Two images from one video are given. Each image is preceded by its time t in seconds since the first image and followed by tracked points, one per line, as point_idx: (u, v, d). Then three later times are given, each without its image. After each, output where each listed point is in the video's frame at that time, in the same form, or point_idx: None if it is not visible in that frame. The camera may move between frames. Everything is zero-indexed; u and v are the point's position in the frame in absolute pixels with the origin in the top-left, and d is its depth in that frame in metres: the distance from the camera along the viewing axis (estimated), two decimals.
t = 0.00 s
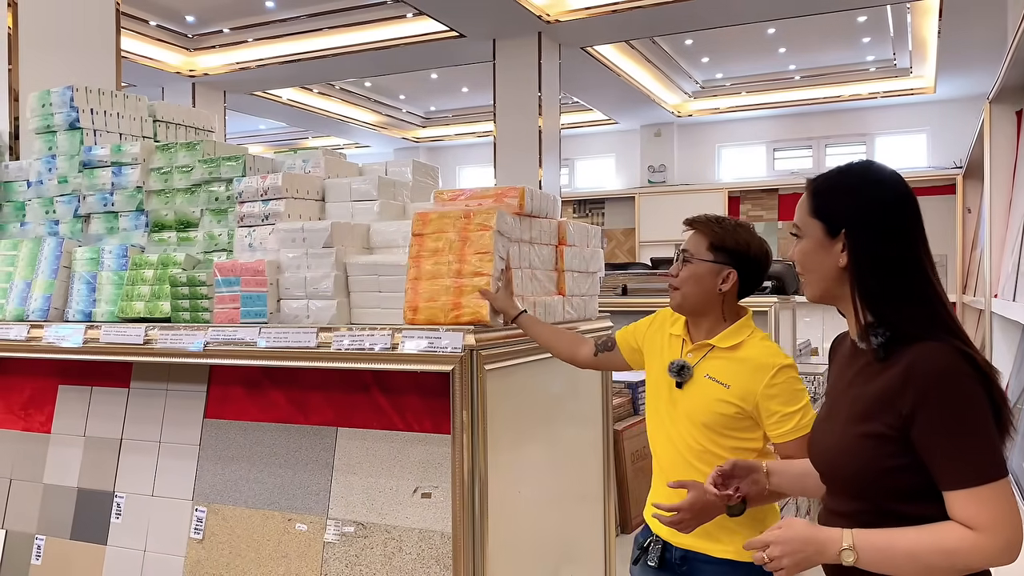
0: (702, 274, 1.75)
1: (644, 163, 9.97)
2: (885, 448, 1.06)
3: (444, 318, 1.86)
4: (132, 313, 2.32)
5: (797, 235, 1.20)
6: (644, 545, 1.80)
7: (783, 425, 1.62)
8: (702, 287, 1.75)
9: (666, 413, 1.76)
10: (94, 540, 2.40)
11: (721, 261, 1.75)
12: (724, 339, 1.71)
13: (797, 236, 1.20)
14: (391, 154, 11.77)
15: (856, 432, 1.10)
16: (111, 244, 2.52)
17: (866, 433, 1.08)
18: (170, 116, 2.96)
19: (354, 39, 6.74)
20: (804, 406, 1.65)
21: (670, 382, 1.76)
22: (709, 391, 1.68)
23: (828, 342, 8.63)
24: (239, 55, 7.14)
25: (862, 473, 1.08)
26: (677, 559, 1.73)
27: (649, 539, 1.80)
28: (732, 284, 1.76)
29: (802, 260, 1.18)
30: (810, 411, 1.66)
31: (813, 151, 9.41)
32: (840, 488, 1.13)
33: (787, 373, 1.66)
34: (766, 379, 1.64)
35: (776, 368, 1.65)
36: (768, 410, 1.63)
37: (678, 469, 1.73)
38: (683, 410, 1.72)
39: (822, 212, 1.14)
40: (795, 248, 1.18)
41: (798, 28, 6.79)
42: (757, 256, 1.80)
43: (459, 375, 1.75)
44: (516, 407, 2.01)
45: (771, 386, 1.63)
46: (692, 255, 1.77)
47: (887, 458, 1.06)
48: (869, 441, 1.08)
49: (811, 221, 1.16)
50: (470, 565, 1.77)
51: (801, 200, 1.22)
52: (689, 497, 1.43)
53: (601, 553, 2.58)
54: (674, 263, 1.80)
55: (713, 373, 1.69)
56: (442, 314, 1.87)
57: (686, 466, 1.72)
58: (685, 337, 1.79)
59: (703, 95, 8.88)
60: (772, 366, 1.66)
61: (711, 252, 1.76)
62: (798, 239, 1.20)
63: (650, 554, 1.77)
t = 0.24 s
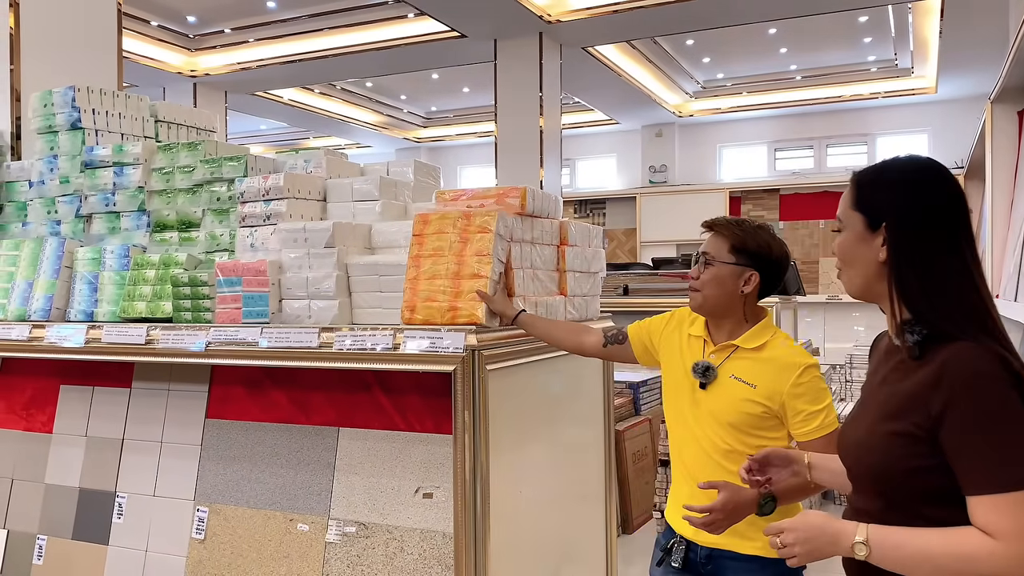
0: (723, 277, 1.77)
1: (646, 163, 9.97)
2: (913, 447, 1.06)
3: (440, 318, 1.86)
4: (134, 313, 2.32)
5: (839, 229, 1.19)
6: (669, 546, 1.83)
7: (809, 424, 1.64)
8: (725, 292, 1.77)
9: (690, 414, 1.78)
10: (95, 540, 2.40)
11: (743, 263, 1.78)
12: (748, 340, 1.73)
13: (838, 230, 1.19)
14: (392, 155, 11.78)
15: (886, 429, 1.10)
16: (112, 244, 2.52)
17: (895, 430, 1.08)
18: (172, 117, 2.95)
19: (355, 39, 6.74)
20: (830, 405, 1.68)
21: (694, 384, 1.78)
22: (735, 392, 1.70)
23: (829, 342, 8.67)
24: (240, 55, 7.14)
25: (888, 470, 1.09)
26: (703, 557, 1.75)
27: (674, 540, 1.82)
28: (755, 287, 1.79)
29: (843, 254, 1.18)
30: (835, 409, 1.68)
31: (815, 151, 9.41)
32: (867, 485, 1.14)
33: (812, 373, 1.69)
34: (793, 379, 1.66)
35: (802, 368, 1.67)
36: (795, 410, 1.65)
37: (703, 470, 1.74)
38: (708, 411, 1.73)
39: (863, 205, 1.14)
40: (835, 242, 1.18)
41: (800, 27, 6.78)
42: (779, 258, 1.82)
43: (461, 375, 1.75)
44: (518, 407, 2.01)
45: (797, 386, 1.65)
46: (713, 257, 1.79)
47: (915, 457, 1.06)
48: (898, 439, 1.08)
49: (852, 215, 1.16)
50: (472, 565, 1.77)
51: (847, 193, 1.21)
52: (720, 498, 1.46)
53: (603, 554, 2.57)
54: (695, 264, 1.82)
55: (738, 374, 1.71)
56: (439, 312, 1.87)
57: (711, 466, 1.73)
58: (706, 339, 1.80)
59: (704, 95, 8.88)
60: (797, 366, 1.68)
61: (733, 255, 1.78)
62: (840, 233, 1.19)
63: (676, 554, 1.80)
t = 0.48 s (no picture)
0: (769, 279, 1.81)
1: (646, 164, 9.97)
2: (972, 449, 1.04)
3: (441, 321, 1.86)
4: (134, 314, 2.32)
5: (887, 224, 1.16)
6: (683, 545, 1.83)
7: (832, 421, 1.67)
8: (766, 293, 1.80)
9: (709, 417, 1.78)
10: (95, 541, 2.40)
11: (783, 266, 1.83)
12: (771, 341, 1.74)
13: (887, 225, 1.16)
14: (393, 155, 11.78)
15: (940, 430, 1.07)
16: (112, 245, 2.52)
17: (952, 431, 1.06)
18: (172, 118, 2.95)
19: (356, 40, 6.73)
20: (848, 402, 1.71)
21: (713, 387, 1.78)
22: (758, 393, 1.71)
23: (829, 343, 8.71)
24: (241, 55, 7.14)
25: (943, 471, 1.06)
26: (721, 556, 1.75)
27: (689, 538, 1.82)
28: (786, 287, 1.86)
29: (892, 250, 1.15)
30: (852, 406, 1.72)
31: (815, 152, 9.42)
32: (915, 486, 1.11)
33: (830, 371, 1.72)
34: (814, 378, 1.69)
35: (822, 367, 1.70)
36: (817, 408, 1.68)
37: (725, 473, 1.74)
38: (730, 413, 1.74)
39: (916, 200, 1.11)
40: (885, 237, 1.15)
41: (801, 28, 6.77)
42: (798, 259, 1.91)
43: (461, 376, 1.75)
44: (518, 408, 2.01)
45: (819, 385, 1.68)
46: (759, 259, 1.81)
47: (972, 458, 1.04)
48: (954, 441, 1.05)
49: (902, 210, 1.13)
50: (472, 566, 1.77)
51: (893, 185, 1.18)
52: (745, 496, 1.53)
53: (604, 555, 2.57)
54: (736, 264, 1.81)
55: (759, 375, 1.72)
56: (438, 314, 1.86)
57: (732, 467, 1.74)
58: (724, 340, 1.80)
59: (704, 96, 8.88)
60: (817, 365, 1.70)
61: (774, 257, 1.82)
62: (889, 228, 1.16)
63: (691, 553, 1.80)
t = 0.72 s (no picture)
0: (774, 279, 1.88)
1: (644, 164, 9.97)
2: (1009, 449, 1.12)
3: (438, 322, 1.86)
4: (132, 315, 2.32)
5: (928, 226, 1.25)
6: (683, 542, 1.84)
7: (837, 412, 1.71)
8: (770, 291, 1.87)
9: (716, 411, 1.83)
10: (93, 542, 2.40)
11: (784, 267, 1.90)
12: (774, 336, 1.81)
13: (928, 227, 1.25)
14: (391, 156, 11.79)
15: (979, 430, 1.15)
16: (111, 246, 2.52)
17: (991, 432, 1.14)
18: (170, 118, 2.94)
19: (354, 41, 6.74)
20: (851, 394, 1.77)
21: (720, 382, 1.84)
22: (765, 385, 1.77)
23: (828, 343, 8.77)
24: (240, 57, 7.15)
25: (984, 471, 1.14)
26: (720, 552, 1.77)
27: (688, 536, 1.84)
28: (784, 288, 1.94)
29: (932, 252, 1.24)
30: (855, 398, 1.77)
31: (813, 153, 9.42)
32: (952, 486, 1.20)
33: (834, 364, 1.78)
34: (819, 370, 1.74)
35: (827, 360, 1.76)
36: (823, 399, 1.73)
37: (730, 466, 1.79)
38: (737, 407, 1.79)
39: (955, 203, 1.20)
40: (925, 238, 1.24)
41: (798, 29, 6.78)
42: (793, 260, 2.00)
43: (459, 378, 1.75)
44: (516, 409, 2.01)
45: (824, 377, 1.73)
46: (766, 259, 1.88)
47: (1011, 458, 1.11)
48: (992, 441, 1.13)
49: (942, 211, 1.23)
50: (469, 566, 1.77)
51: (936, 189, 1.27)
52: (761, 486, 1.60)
53: (601, 555, 2.57)
54: (746, 265, 1.87)
55: (766, 369, 1.78)
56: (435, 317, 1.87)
57: (737, 460, 1.78)
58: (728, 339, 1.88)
59: (702, 97, 8.88)
60: (822, 357, 1.77)
61: (777, 258, 1.89)
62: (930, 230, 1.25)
63: (691, 550, 1.82)
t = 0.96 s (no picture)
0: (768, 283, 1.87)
1: (641, 166, 9.99)
2: None
3: (435, 323, 1.86)
4: (128, 317, 2.32)
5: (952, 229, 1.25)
6: (677, 540, 1.82)
7: (820, 409, 1.77)
8: (763, 296, 1.86)
9: (706, 414, 1.82)
10: (89, 543, 2.40)
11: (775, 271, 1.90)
12: (758, 338, 1.82)
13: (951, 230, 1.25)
14: (388, 157, 11.79)
15: (995, 429, 1.15)
16: (106, 247, 2.52)
17: (1007, 431, 1.13)
18: (166, 120, 2.94)
19: (351, 42, 6.74)
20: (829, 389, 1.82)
21: (709, 386, 1.83)
22: (755, 387, 1.77)
23: (824, 344, 8.79)
24: (237, 58, 7.15)
25: (999, 470, 1.14)
26: (713, 547, 1.77)
27: (682, 534, 1.82)
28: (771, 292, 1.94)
29: (955, 254, 1.23)
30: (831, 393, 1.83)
31: (809, 154, 9.44)
32: (968, 485, 1.19)
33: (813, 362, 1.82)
34: (803, 369, 1.78)
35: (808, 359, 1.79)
36: (808, 397, 1.76)
37: (722, 469, 1.77)
38: (728, 409, 1.79)
39: (975, 206, 1.19)
40: (946, 241, 1.23)
41: (794, 31, 6.81)
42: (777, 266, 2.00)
43: (454, 378, 1.76)
44: (510, 410, 2.01)
45: (808, 375, 1.77)
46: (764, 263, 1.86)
47: None
48: (1009, 440, 1.13)
49: (963, 214, 1.21)
50: (465, 565, 1.78)
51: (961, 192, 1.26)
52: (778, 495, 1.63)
53: (595, 556, 2.58)
54: (746, 265, 1.84)
55: (753, 371, 1.79)
56: (432, 318, 1.87)
57: (729, 463, 1.77)
58: (715, 342, 1.86)
59: (699, 98, 8.90)
60: (804, 356, 1.79)
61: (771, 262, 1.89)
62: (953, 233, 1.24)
63: (686, 548, 1.80)
